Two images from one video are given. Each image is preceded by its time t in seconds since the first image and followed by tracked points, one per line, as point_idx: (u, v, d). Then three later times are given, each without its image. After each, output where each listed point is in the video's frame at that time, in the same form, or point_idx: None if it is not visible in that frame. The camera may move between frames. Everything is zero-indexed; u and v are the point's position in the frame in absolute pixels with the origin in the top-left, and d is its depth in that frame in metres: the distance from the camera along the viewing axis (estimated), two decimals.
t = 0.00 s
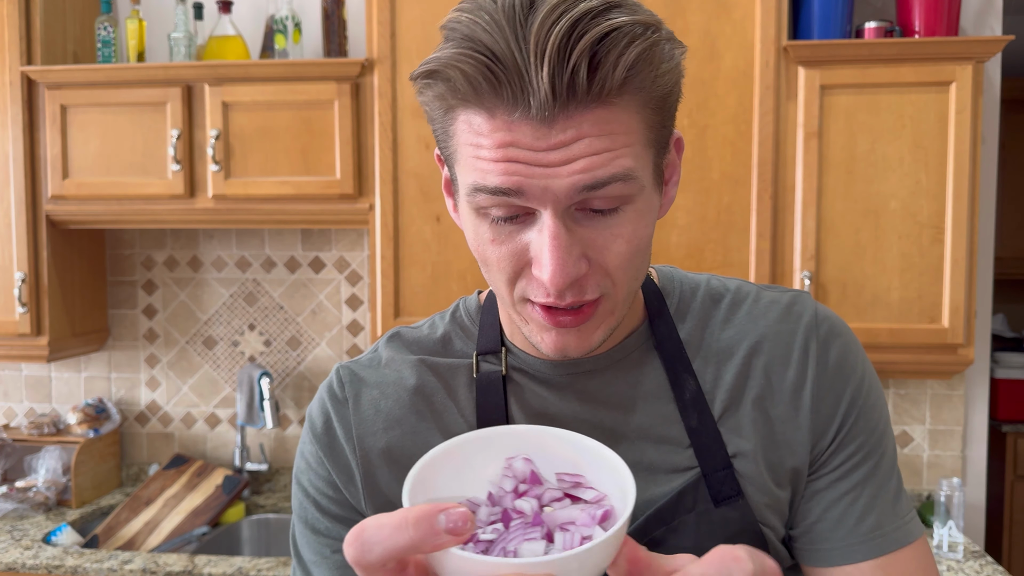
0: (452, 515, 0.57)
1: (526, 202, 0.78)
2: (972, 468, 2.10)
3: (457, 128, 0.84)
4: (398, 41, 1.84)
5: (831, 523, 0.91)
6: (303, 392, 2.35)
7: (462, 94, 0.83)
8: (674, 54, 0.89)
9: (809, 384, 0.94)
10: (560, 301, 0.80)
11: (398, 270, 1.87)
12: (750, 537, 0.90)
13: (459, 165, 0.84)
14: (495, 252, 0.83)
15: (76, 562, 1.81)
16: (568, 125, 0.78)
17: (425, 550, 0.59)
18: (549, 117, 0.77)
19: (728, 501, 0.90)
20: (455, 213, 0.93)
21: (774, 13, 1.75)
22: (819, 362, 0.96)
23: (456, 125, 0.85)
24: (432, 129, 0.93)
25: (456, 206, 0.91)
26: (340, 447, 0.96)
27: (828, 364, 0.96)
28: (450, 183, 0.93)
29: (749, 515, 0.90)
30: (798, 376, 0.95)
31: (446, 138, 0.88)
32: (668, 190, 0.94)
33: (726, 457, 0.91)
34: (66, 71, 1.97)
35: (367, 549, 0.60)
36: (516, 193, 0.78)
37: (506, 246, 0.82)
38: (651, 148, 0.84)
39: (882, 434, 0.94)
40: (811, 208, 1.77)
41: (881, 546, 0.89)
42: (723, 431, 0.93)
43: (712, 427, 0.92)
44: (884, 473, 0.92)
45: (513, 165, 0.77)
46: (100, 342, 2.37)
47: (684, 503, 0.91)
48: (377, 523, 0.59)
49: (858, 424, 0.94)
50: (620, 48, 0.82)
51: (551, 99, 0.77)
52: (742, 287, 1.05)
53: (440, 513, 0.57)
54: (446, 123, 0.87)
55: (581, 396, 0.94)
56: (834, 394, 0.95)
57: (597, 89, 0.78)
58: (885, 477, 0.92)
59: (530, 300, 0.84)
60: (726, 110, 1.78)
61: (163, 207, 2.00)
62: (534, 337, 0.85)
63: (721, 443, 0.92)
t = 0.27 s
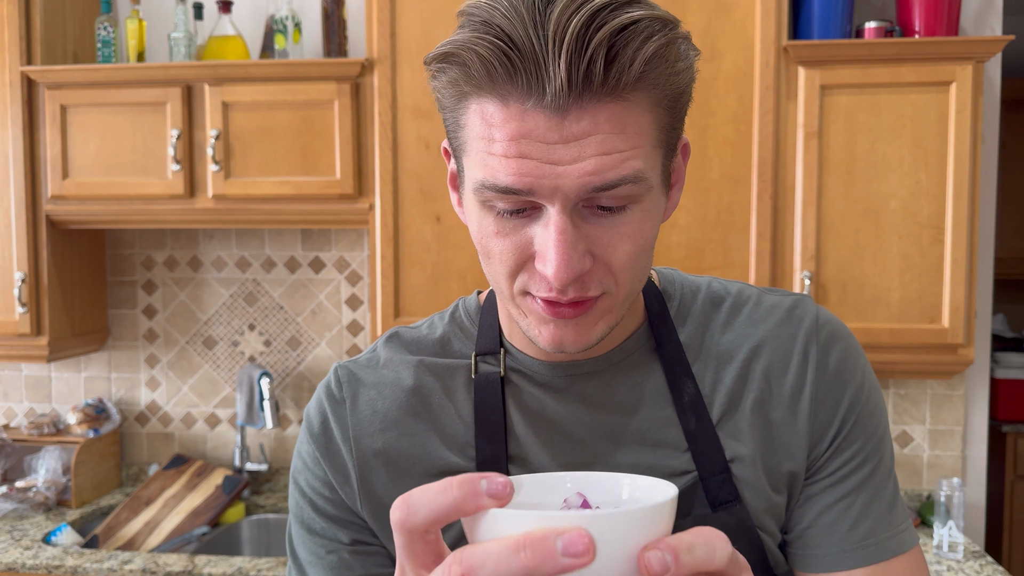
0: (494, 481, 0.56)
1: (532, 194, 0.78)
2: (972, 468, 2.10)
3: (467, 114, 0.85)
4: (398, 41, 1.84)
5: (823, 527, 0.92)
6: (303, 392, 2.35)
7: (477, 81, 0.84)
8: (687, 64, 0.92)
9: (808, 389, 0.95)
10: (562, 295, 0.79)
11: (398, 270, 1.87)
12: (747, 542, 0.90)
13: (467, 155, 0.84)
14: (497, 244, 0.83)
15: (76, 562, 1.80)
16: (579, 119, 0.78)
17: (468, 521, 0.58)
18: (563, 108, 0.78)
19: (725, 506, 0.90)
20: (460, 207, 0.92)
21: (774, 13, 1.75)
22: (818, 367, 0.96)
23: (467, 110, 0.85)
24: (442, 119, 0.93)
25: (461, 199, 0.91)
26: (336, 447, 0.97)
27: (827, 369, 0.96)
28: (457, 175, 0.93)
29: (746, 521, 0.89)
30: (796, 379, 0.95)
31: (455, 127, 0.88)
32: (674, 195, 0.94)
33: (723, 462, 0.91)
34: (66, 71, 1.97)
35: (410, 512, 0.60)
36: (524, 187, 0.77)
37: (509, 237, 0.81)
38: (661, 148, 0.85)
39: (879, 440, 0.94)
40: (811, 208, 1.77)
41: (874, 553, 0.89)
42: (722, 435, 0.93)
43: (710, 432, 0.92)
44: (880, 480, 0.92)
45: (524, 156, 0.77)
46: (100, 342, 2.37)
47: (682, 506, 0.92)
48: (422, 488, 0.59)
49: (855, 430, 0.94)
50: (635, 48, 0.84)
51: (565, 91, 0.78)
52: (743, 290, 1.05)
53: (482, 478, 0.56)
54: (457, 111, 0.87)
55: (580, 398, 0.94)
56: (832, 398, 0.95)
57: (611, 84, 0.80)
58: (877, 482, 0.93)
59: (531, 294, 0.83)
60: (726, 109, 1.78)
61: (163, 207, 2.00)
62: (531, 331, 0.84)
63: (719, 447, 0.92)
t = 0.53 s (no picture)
0: (502, 453, 0.59)
1: (533, 187, 0.78)
2: (972, 468, 2.10)
3: (467, 109, 0.85)
4: (398, 41, 1.84)
5: (823, 528, 0.92)
6: (303, 392, 2.35)
7: (477, 74, 0.84)
8: (685, 56, 0.92)
9: (808, 390, 0.94)
10: (563, 289, 0.79)
11: (398, 270, 1.87)
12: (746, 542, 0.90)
13: (468, 149, 0.84)
14: (498, 238, 0.82)
15: (76, 562, 1.80)
16: (580, 110, 0.78)
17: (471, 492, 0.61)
18: (563, 99, 0.78)
19: (724, 507, 0.90)
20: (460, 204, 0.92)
21: (774, 13, 1.75)
22: (819, 367, 0.96)
23: (467, 105, 0.85)
24: (442, 116, 0.93)
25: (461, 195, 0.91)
26: (335, 446, 0.97)
27: (828, 370, 0.96)
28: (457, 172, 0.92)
29: (746, 522, 0.89)
30: (796, 380, 0.95)
31: (455, 123, 0.88)
32: (673, 191, 0.94)
33: (723, 462, 0.91)
34: (66, 71, 1.97)
35: (419, 481, 0.62)
36: (524, 179, 0.77)
37: (510, 232, 0.81)
38: (661, 141, 0.84)
39: (880, 442, 0.94)
40: (811, 208, 1.77)
41: (875, 555, 0.89)
42: (722, 436, 0.93)
43: (709, 432, 0.92)
44: (881, 481, 0.92)
45: (525, 148, 0.77)
46: (100, 342, 2.37)
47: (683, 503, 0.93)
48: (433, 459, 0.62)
49: (856, 431, 0.94)
50: (634, 39, 0.84)
51: (565, 81, 0.77)
52: (744, 290, 1.05)
53: (491, 451, 0.60)
54: (458, 107, 0.87)
55: (580, 398, 0.94)
56: (833, 400, 0.95)
57: (611, 74, 0.79)
58: (878, 483, 0.92)
59: (532, 289, 0.82)
60: (726, 109, 1.78)
61: (163, 207, 2.00)
62: (532, 326, 0.84)
63: (718, 448, 0.92)
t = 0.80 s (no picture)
0: (564, 499, 0.64)
1: (550, 184, 0.78)
2: (972, 468, 2.10)
3: (483, 105, 0.84)
4: (398, 41, 1.84)
5: (827, 527, 0.92)
6: (303, 392, 2.35)
7: (494, 69, 0.84)
8: (700, 55, 0.92)
9: (811, 388, 0.94)
10: (577, 287, 0.80)
11: (398, 270, 1.87)
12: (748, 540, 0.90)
13: (482, 145, 0.84)
14: (511, 236, 0.83)
15: (76, 562, 1.80)
16: (598, 107, 0.78)
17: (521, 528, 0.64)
18: (581, 97, 0.78)
19: (726, 504, 0.90)
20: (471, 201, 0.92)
21: (774, 13, 1.75)
22: (821, 366, 0.96)
23: (483, 101, 0.85)
24: (455, 112, 0.93)
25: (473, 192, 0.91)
26: (333, 437, 0.97)
27: (831, 368, 0.96)
28: (468, 168, 0.92)
29: (748, 518, 0.90)
30: (799, 378, 0.95)
31: (469, 119, 0.88)
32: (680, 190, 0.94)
33: (725, 459, 0.91)
34: (66, 71, 1.97)
35: (480, 496, 0.66)
36: (541, 176, 0.78)
37: (524, 229, 0.82)
38: (674, 140, 0.85)
39: (882, 440, 0.94)
40: (811, 208, 1.77)
41: (878, 553, 0.90)
42: (724, 433, 0.93)
43: (712, 429, 0.92)
44: (884, 480, 0.93)
45: (542, 146, 0.78)
46: (100, 342, 2.37)
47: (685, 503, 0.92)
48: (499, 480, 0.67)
49: (858, 430, 0.94)
50: (652, 37, 0.84)
51: (585, 77, 0.77)
52: (745, 288, 1.05)
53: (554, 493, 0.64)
54: (473, 103, 0.87)
55: (583, 394, 0.94)
56: (836, 398, 0.95)
57: (629, 70, 0.79)
58: (881, 482, 0.93)
59: (543, 287, 0.83)
60: (726, 109, 1.78)
61: (163, 207, 2.00)
62: (542, 325, 0.84)
63: (721, 445, 0.92)
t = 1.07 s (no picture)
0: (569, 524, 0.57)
1: (568, 184, 0.78)
2: (973, 468, 2.10)
3: (503, 104, 0.84)
4: (398, 41, 1.84)
5: (830, 525, 0.92)
6: (303, 392, 2.35)
7: (517, 69, 0.83)
8: (719, 64, 0.92)
9: (815, 386, 0.94)
10: (590, 287, 0.80)
11: (398, 270, 1.87)
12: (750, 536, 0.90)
13: (499, 142, 0.84)
14: (526, 234, 0.83)
15: (76, 562, 1.81)
16: (620, 110, 0.78)
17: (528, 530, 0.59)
18: (604, 100, 0.78)
19: (730, 498, 0.90)
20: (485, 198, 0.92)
21: (774, 13, 1.75)
22: (825, 363, 0.96)
23: (503, 100, 0.84)
24: (472, 108, 0.92)
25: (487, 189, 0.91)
26: (337, 419, 0.98)
27: (835, 365, 0.96)
28: (481, 164, 0.92)
29: (751, 514, 0.90)
30: (804, 376, 0.95)
31: (487, 115, 0.87)
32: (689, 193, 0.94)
33: (729, 454, 0.91)
34: (66, 71, 1.97)
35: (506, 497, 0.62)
36: (561, 176, 0.77)
37: (539, 228, 0.82)
38: (689, 145, 0.85)
39: (885, 438, 0.94)
40: (811, 208, 1.77)
41: (879, 551, 0.90)
42: (729, 429, 0.93)
43: (716, 425, 0.92)
44: (886, 479, 0.93)
45: (562, 146, 0.77)
46: (100, 342, 2.37)
47: (685, 499, 0.91)
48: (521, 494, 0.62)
49: (862, 427, 0.94)
50: (676, 45, 0.84)
51: (609, 81, 0.77)
52: (748, 284, 1.05)
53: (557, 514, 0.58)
54: (492, 100, 0.86)
55: (587, 388, 0.94)
56: (840, 396, 0.95)
57: (653, 77, 0.79)
58: (884, 481, 0.93)
59: (555, 286, 0.83)
60: (726, 109, 1.78)
61: (162, 207, 2.00)
62: (552, 323, 0.85)
63: (725, 440, 0.92)
